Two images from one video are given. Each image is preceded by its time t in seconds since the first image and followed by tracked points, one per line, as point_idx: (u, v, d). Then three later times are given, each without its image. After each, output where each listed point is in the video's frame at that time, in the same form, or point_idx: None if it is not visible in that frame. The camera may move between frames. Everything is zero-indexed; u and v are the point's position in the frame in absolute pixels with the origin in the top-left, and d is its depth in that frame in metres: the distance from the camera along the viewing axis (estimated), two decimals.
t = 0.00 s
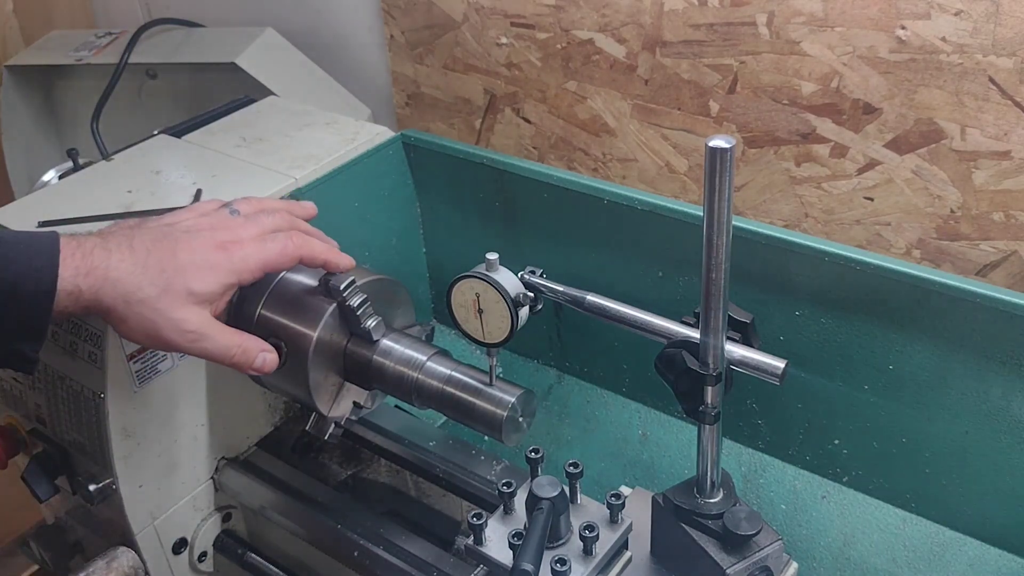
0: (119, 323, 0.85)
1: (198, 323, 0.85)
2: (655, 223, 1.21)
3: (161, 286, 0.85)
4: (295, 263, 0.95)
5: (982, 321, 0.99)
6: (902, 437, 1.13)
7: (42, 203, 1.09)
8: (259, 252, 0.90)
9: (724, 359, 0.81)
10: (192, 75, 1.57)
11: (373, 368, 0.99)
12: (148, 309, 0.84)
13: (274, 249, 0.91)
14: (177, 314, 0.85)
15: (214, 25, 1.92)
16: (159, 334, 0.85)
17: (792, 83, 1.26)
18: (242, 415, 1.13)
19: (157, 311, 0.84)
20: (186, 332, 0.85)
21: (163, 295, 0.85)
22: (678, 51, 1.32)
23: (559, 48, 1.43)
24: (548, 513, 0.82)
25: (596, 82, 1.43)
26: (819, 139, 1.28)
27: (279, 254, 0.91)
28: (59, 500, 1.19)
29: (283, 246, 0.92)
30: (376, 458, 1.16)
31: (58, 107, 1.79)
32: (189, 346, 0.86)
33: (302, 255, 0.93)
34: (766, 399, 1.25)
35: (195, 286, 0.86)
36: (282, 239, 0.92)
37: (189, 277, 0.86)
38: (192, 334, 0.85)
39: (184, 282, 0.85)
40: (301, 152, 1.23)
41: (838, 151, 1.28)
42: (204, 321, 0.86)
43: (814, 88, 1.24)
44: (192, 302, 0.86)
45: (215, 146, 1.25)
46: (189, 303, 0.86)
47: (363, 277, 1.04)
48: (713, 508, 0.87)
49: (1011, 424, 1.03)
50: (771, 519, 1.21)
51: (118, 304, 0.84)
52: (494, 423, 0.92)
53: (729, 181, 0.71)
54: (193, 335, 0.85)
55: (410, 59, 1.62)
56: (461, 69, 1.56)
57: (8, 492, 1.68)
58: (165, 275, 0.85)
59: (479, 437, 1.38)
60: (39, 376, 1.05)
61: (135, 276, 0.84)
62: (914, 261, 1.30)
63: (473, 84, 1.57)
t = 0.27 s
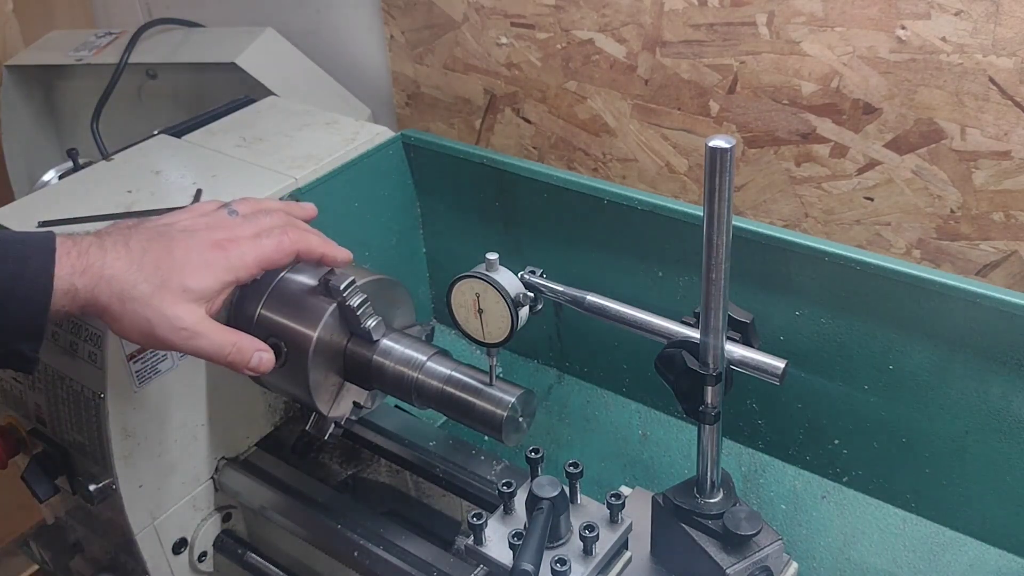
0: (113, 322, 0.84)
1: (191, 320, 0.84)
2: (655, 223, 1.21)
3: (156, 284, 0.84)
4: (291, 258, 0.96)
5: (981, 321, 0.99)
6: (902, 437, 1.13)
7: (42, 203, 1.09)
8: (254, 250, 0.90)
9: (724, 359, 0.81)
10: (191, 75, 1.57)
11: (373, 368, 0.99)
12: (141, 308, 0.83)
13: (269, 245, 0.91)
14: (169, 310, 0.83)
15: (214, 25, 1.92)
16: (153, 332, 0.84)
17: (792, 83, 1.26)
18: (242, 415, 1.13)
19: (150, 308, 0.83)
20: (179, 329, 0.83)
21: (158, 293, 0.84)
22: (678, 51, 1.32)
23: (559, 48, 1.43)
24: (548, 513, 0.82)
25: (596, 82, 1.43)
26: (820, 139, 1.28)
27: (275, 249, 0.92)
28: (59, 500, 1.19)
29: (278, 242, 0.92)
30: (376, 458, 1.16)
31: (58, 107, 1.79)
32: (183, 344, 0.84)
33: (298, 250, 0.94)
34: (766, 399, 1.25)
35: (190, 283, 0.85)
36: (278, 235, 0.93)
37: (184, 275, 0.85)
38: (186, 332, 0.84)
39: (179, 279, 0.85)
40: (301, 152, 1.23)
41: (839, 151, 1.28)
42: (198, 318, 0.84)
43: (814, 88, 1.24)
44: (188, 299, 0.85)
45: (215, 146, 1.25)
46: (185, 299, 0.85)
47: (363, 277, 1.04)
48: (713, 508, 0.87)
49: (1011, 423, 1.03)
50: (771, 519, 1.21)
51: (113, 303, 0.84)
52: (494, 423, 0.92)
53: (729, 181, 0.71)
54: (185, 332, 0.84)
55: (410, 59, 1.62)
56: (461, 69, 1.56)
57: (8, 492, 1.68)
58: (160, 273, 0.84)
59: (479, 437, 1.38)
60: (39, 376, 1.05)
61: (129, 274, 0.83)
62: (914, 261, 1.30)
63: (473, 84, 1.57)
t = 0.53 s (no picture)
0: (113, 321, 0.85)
1: (190, 319, 0.84)
2: (655, 223, 1.21)
3: (155, 283, 0.84)
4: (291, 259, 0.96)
5: (981, 320, 0.99)
6: (902, 437, 1.13)
7: (42, 202, 1.09)
8: (253, 249, 0.90)
9: (724, 359, 0.81)
10: (192, 76, 1.57)
11: (373, 368, 0.99)
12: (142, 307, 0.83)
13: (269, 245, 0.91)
14: (169, 309, 0.83)
15: (213, 24, 1.92)
16: (153, 331, 0.84)
17: (792, 83, 1.26)
18: (242, 415, 1.13)
19: (149, 307, 0.83)
20: (178, 329, 0.83)
21: (157, 292, 0.84)
22: (678, 51, 1.32)
23: (559, 48, 1.43)
24: (548, 513, 0.82)
25: (596, 82, 1.43)
26: (819, 139, 1.28)
27: (275, 249, 0.92)
28: (59, 500, 1.19)
29: (278, 242, 0.92)
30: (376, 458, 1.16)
31: (58, 106, 1.79)
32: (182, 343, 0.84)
33: (298, 250, 0.94)
34: (766, 399, 1.25)
35: (189, 282, 0.85)
36: (278, 235, 0.93)
37: (183, 274, 0.85)
38: (185, 330, 0.84)
39: (178, 278, 0.85)
40: (300, 152, 1.23)
41: (838, 151, 1.28)
42: (198, 317, 0.84)
43: (814, 88, 1.24)
44: (187, 298, 0.85)
45: (215, 146, 1.25)
46: (184, 298, 0.85)
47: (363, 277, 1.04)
48: (713, 508, 0.87)
49: (1011, 423, 1.03)
50: (771, 518, 1.21)
51: (112, 301, 0.84)
52: (494, 423, 0.92)
53: (729, 181, 0.71)
54: (183, 330, 0.84)
55: (410, 59, 1.62)
56: (461, 69, 1.57)
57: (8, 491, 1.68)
58: (160, 272, 0.84)
59: (479, 437, 1.38)
60: (39, 376, 1.05)
61: (128, 273, 0.83)
62: (914, 261, 1.30)
63: (473, 84, 1.57)
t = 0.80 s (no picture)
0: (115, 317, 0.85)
1: (191, 317, 0.84)
2: (655, 223, 1.21)
3: (155, 279, 0.84)
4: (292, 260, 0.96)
5: (982, 320, 0.99)
6: (903, 437, 1.13)
7: (42, 202, 1.09)
8: (254, 249, 0.90)
9: (724, 359, 0.81)
10: (192, 76, 1.57)
11: (373, 368, 0.99)
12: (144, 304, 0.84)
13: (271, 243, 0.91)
14: (170, 306, 0.84)
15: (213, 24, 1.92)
16: (154, 328, 0.84)
17: (792, 83, 1.26)
18: (242, 415, 1.13)
19: (150, 303, 0.84)
20: (179, 325, 0.84)
21: (158, 288, 0.84)
22: (678, 51, 1.32)
23: (559, 48, 1.43)
24: (548, 513, 0.82)
25: (596, 82, 1.43)
26: (819, 139, 1.28)
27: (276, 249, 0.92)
28: (59, 500, 1.19)
29: (279, 243, 0.92)
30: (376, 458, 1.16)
31: (58, 106, 1.79)
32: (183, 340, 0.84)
33: (299, 252, 0.94)
34: (766, 399, 1.25)
35: (190, 279, 0.85)
36: (279, 236, 0.93)
37: (184, 271, 0.85)
38: (186, 327, 0.84)
39: (179, 275, 0.85)
40: (300, 152, 1.23)
41: (838, 151, 1.28)
42: (198, 314, 0.85)
43: (814, 88, 1.24)
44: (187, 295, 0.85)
45: (215, 146, 1.25)
46: (185, 296, 0.85)
47: (363, 277, 1.04)
48: (713, 508, 0.87)
49: (1011, 423, 1.03)
50: (771, 519, 1.21)
51: (113, 298, 0.84)
52: (495, 423, 0.92)
53: (729, 181, 0.71)
54: (184, 328, 0.84)
55: (410, 59, 1.62)
56: (461, 69, 1.57)
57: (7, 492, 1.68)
58: (160, 268, 0.85)
59: (479, 437, 1.38)
60: (39, 375, 1.05)
61: (129, 269, 0.84)
62: (914, 261, 1.30)
63: (473, 85, 1.57)
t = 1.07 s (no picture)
0: (116, 312, 0.85)
1: (192, 309, 0.84)
2: (655, 222, 1.21)
3: (155, 272, 0.84)
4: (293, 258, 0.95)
5: (981, 320, 0.99)
6: (902, 437, 1.13)
7: (43, 202, 1.09)
8: (255, 245, 0.90)
9: (724, 359, 0.81)
10: (192, 76, 1.57)
11: (373, 368, 0.99)
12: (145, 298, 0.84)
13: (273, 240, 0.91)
14: (171, 299, 0.84)
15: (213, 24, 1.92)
16: (154, 321, 0.84)
17: (792, 83, 1.26)
18: (242, 415, 1.13)
19: (150, 296, 0.84)
20: (180, 318, 0.84)
21: (158, 282, 0.84)
22: (678, 51, 1.32)
23: (559, 48, 1.43)
24: (548, 513, 0.82)
25: (596, 82, 1.43)
26: (819, 139, 1.28)
27: (278, 245, 0.91)
28: (59, 500, 1.19)
29: (281, 240, 0.92)
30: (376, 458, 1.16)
31: (58, 106, 1.79)
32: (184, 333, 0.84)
33: (300, 250, 0.93)
34: (766, 399, 1.25)
35: (191, 272, 0.85)
36: (281, 233, 0.92)
37: (185, 264, 0.85)
38: (186, 319, 0.84)
39: (179, 268, 0.85)
40: (300, 152, 1.23)
41: (838, 151, 1.28)
42: (200, 308, 0.84)
43: (814, 88, 1.24)
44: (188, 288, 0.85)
45: (215, 146, 1.24)
46: (185, 289, 0.85)
47: (363, 277, 1.04)
48: (713, 508, 0.87)
49: (1011, 423, 1.03)
50: (771, 519, 1.21)
51: (112, 291, 0.84)
52: (495, 423, 0.92)
53: (729, 181, 0.71)
54: (185, 320, 0.84)
55: (410, 59, 1.62)
56: (461, 69, 1.57)
57: (8, 493, 1.67)
58: (161, 262, 0.85)
59: (479, 437, 1.38)
60: (39, 375, 1.05)
61: (129, 269, 0.84)
62: (914, 261, 1.30)
63: (473, 85, 1.57)
